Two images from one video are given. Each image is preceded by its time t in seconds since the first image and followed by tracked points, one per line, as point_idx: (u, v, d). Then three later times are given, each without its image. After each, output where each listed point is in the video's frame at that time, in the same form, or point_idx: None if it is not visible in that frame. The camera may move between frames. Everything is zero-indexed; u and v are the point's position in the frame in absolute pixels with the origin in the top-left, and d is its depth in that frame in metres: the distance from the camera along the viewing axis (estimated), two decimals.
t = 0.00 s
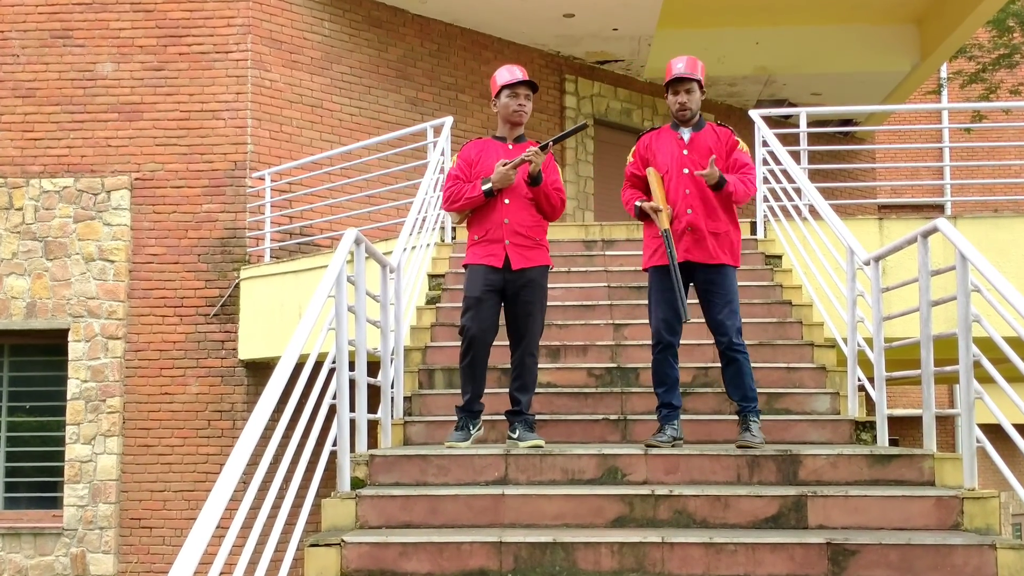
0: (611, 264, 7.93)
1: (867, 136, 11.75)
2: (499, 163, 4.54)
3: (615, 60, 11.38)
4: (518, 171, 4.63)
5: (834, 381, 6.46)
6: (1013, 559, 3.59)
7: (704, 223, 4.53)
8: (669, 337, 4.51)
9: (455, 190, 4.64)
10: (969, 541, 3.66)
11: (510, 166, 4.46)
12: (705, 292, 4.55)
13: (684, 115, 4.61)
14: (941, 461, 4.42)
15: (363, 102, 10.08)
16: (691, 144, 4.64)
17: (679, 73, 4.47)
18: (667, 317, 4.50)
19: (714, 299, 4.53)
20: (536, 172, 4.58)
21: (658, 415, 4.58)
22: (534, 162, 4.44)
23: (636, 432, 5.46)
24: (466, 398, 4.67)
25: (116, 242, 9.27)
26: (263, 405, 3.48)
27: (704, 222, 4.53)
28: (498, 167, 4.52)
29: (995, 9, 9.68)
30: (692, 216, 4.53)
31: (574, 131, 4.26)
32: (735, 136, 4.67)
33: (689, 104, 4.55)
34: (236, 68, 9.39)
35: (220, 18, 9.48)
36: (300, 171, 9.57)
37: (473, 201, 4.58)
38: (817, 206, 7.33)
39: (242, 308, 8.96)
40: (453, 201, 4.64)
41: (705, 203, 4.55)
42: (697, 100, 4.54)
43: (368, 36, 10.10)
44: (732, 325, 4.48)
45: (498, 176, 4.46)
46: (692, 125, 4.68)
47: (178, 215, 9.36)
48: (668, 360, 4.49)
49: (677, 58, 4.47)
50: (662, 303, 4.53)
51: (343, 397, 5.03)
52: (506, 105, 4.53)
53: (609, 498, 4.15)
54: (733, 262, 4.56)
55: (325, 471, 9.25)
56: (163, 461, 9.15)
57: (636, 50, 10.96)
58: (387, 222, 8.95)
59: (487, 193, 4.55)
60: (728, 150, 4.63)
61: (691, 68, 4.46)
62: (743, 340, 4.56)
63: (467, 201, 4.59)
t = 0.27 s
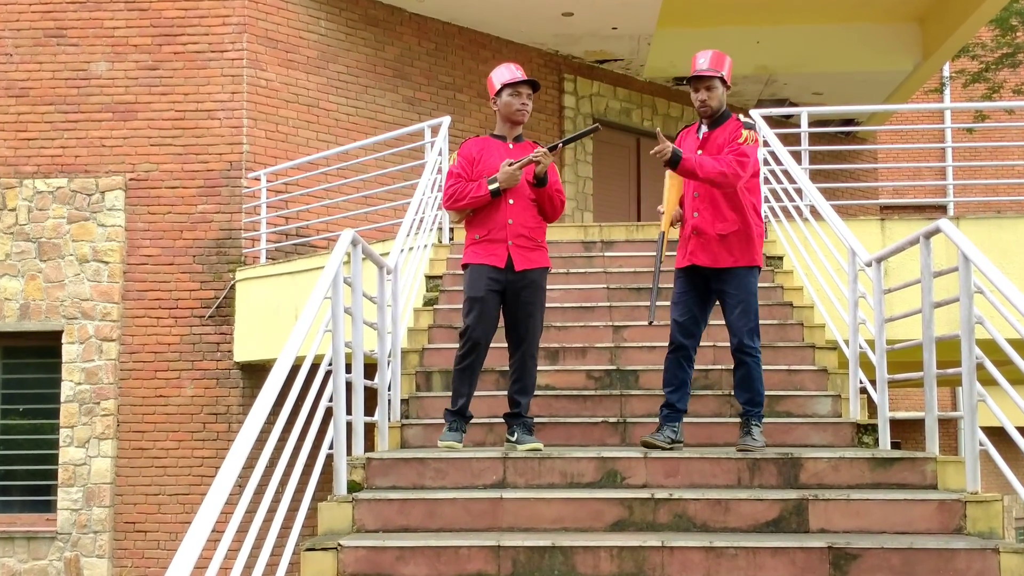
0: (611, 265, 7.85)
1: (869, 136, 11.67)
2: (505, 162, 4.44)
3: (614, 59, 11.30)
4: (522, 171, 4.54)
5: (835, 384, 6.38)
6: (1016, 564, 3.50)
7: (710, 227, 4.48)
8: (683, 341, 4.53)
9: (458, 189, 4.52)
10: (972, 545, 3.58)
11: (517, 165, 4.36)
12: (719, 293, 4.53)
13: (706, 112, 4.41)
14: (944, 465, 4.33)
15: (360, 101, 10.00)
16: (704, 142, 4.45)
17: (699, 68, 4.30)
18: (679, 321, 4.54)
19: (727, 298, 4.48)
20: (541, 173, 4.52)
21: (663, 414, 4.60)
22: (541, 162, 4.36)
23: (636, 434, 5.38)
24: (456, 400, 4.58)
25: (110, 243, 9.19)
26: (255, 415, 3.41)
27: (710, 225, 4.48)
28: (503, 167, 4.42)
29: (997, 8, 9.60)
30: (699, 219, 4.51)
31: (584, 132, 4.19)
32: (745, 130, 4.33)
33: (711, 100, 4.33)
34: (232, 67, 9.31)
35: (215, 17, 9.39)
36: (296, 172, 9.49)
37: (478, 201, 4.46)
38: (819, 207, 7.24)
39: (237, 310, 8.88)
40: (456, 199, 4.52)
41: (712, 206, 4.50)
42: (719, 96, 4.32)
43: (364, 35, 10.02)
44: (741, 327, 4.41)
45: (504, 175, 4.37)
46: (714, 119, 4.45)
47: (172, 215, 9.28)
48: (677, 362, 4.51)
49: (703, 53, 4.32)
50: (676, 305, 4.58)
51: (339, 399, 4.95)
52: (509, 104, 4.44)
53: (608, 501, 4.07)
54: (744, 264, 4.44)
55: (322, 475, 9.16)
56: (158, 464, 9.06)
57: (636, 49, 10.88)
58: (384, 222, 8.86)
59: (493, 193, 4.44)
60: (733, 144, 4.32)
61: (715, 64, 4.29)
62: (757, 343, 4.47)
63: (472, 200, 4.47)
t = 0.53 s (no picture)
0: (610, 267, 7.77)
1: (871, 136, 11.61)
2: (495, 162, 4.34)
3: (613, 58, 11.23)
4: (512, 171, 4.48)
5: (836, 386, 6.29)
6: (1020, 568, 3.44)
7: (719, 229, 4.42)
8: (693, 340, 4.48)
9: (446, 189, 4.38)
10: (975, 549, 3.52)
11: (508, 165, 4.27)
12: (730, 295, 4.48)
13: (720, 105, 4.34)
14: (947, 468, 4.28)
15: (356, 101, 9.92)
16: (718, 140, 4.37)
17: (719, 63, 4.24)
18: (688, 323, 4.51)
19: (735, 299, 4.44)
20: (530, 174, 4.48)
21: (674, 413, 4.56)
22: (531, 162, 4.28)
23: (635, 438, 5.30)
24: (454, 407, 4.49)
25: (104, 244, 9.10)
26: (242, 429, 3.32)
27: (719, 226, 4.42)
28: (493, 166, 4.32)
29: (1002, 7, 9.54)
30: (710, 220, 4.46)
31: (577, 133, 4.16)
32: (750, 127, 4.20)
33: (727, 94, 4.29)
34: (227, 66, 9.22)
35: (210, 16, 9.31)
36: (292, 172, 9.41)
37: (467, 201, 4.35)
38: (820, 208, 7.16)
39: (232, 312, 8.79)
40: (445, 199, 4.38)
41: (724, 206, 4.43)
42: (735, 92, 4.29)
43: (361, 34, 9.93)
44: (748, 330, 4.35)
45: (495, 175, 4.27)
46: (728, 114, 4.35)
47: (167, 216, 9.19)
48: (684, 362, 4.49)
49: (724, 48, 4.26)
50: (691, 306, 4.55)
51: (335, 402, 4.88)
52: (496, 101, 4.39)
53: (607, 505, 4.00)
54: (751, 264, 4.35)
55: (318, 478, 9.07)
56: (153, 468, 8.97)
57: (636, 48, 10.80)
58: (380, 223, 8.78)
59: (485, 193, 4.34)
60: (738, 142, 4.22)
61: (735, 61, 4.24)
62: (767, 346, 4.40)
63: (461, 200, 4.35)
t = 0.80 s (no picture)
0: (609, 268, 7.69)
1: (872, 135, 11.54)
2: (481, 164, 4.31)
3: (612, 57, 11.15)
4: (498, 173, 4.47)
5: (838, 389, 6.23)
6: None
7: (721, 224, 4.32)
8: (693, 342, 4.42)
9: (431, 190, 4.31)
10: (978, 553, 3.47)
11: (494, 167, 4.25)
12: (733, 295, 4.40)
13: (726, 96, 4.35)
14: (949, 472, 4.21)
15: (353, 101, 9.83)
16: (727, 136, 4.37)
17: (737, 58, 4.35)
18: (689, 325, 4.43)
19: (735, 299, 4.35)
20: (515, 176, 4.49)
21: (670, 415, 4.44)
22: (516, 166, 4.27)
23: (636, 441, 5.23)
24: (448, 409, 4.44)
25: (98, 245, 9.02)
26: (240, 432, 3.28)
27: (721, 222, 4.32)
28: (479, 168, 4.28)
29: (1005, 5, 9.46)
30: (712, 216, 4.36)
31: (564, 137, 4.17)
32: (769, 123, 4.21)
33: (732, 84, 4.32)
34: (223, 66, 9.14)
35: (205, 15, 9.22)
36: (288, 172, 9.31)
37: (455, 202, 4.29)
38: (821, 208, 7.08)
39: (228, 314, 8.71)
40: (431, 201, 4.31)
41: (727, 202, 4.32)
42: (741, 83, 4.32)
43: (357, 32, 9.84)
44: (749, 331, 4.25)
45: (482, 177, 4.25)
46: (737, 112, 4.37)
47: (162, 217, 9.11)
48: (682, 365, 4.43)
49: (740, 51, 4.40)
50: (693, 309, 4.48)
51: (331, 405, 4.80)
52: (476, 102, 4.32)
53: (607, 508, 3.94)
54: (752, 261, 4.24)
55: (315, 481, 8.98)
56: (147, 471, 8.88)
57: (635, 47, 10.72)
58: (377, 223, 8.69)
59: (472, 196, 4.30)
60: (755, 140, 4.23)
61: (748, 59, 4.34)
62: (768, 348, 4.32)
63: (448, 202, 4.29)
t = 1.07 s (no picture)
0: (608, 270, 7.61)
1: (874, 135, 11.47)
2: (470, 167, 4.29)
3: (611, 57, 11.07)
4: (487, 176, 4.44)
5: (840, 391, 6.13)
6: None
7: (735, 221, 4.22)
8: (693, 344, 4.30)
9: (421, 193, 4.24)
10: (981, 557, 3.43)
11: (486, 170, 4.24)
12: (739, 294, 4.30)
13: (728, 100, 4.30)
14: (952, 475, 4.16)
15: (350, 100, 9.74)
16: (736, 136, 4.34)
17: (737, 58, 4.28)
18: (694, 326, 4.30)
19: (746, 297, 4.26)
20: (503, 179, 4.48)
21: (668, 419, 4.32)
22: (506, 167, 4.28)
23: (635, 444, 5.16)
24: (440, 410, 4.40)
25: (92, 247, 8.93)
26: (231, 441, 3.25)
27: (734, 219, 4.22)
28: (470, 170, 4.26)
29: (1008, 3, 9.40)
30: (724, 213, 4.25)
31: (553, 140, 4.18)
32: (787, 125, 4.25)
33: (732, 88, 4.26)
34: (218, 65, 9.06)
35: (200, 13, 9.15)
36: (284, 172, 9.22)
37: (447, 206, 4.24)
38: (823, 210, 7.02)
39: (223, 315, 8.62)
40: (422, 204, 4.24)
41: (741, 199, 4.24)
42: (742, 87, 4.26)
43: (354, 31, 9.76)
44: (759, 333, 4.17)
45: (474, 180, 4.24)
46: (743, 115, 4.36)
47: (156, 217, 9.02)
48: (684, 367, 4.30)
49: (742, 49, 4.32)
50: (693, 310, 4.34)
51: (328, 408, 4.73)
52: (461, 102, 4.31)
53: (606, 512, 3.89)
54: (770, 260, 4.18)
55: (311, 485, 8.89)
56: (142, 474, 8.79)
57: (635, 45, 10.64)
58: (374, 224, 8.60)
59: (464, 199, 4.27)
60: (773, 141, 4.24)
61: (751, 60, 4.27)
62: (772, 349, 4.24)
63: (439, 204, 4.24)
